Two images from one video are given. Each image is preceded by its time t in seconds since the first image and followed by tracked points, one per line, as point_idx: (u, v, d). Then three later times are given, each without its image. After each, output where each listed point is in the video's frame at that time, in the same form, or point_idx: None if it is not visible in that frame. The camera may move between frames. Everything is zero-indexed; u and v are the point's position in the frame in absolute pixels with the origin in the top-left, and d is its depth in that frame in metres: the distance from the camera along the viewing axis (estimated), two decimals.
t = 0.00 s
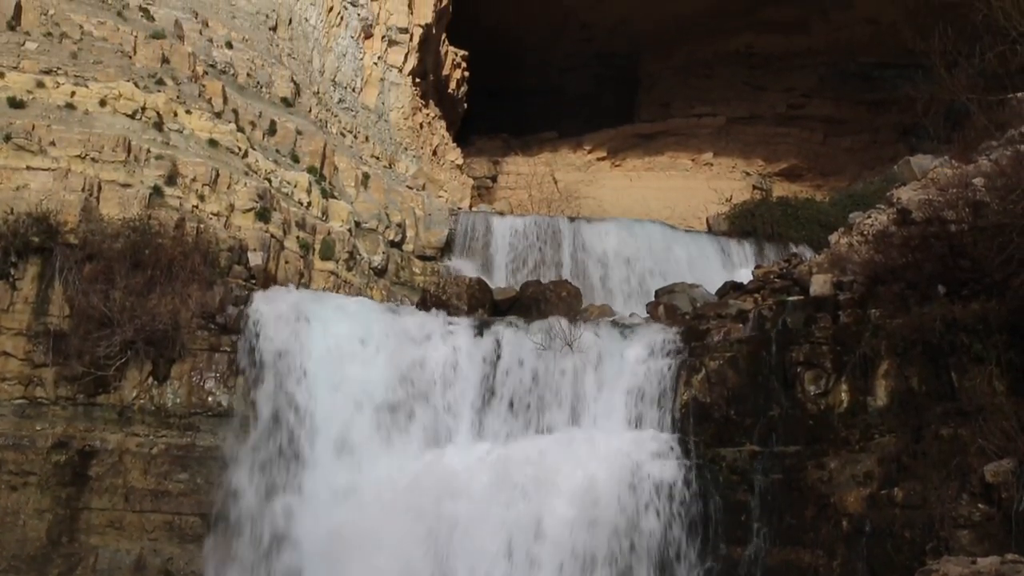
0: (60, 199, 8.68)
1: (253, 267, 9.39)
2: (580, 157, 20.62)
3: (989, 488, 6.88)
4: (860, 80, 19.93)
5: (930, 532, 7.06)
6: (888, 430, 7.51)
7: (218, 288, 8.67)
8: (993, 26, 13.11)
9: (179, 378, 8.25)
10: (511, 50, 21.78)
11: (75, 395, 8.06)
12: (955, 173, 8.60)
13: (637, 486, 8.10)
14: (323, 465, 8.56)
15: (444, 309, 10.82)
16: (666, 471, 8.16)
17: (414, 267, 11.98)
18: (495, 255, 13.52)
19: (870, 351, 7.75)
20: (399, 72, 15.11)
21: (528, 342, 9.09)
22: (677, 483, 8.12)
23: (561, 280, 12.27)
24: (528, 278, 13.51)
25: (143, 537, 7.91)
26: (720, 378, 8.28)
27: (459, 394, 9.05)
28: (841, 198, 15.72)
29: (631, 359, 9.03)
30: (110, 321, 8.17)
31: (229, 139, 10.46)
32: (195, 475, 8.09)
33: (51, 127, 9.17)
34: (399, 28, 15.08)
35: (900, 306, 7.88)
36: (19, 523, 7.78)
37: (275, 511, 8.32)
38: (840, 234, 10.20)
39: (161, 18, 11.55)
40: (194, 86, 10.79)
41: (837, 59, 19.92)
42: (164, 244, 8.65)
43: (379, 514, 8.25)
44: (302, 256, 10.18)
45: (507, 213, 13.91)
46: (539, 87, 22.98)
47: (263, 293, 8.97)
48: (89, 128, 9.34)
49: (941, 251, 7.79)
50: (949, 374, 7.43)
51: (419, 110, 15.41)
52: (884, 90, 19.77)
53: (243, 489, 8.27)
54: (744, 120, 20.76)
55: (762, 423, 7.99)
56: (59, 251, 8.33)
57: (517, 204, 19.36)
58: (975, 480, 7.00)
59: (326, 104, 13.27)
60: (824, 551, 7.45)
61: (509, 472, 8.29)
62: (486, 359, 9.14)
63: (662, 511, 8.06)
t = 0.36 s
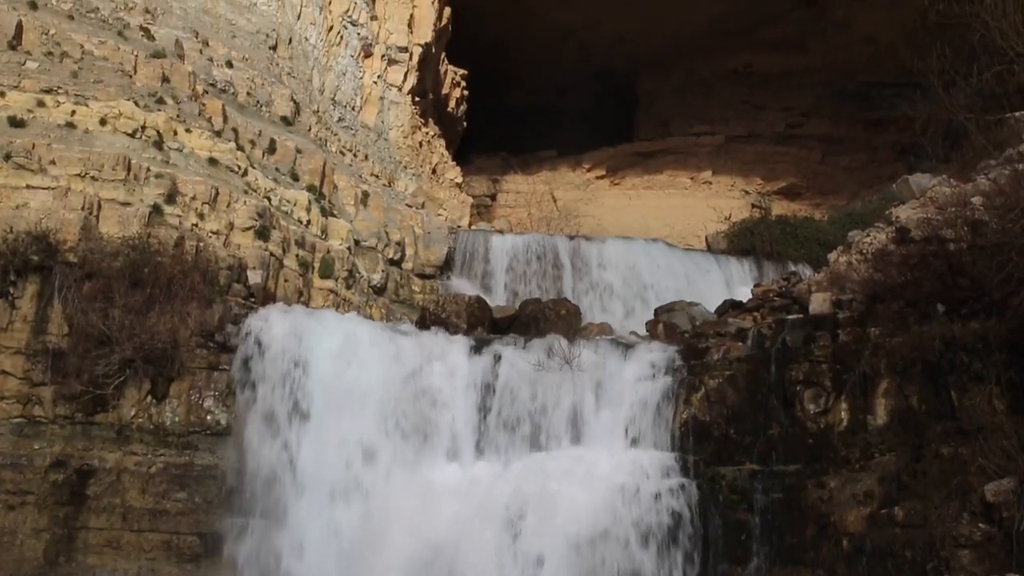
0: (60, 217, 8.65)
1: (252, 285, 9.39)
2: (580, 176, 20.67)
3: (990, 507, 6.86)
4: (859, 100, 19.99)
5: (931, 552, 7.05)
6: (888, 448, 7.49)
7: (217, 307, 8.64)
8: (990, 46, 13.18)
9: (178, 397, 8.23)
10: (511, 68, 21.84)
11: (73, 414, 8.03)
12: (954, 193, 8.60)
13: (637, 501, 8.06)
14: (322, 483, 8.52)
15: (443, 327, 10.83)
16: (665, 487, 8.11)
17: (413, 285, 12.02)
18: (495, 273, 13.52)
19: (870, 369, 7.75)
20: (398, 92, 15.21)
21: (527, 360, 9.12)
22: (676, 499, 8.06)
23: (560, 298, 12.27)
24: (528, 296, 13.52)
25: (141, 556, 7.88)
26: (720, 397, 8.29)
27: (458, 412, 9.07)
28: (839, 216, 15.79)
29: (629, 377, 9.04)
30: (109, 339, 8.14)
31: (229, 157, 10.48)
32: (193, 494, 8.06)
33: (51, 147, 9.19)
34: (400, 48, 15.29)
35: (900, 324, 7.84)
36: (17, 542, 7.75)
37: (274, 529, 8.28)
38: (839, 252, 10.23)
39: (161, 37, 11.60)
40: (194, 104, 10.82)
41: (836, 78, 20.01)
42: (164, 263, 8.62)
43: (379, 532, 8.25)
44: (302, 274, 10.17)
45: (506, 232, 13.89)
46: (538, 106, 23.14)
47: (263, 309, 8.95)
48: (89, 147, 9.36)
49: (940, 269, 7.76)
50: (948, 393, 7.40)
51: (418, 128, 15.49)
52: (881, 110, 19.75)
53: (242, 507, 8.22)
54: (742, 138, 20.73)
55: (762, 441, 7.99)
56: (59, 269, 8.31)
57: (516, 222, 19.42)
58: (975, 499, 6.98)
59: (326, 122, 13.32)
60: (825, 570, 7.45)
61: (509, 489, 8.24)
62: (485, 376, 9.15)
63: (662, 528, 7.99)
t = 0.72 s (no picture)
0: (60, 235, 8.65)
1: (252, 302, 9.37)
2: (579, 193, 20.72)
3: (991, 524, 6.86)
4: (858, 118, 20.08)
5: (932, 570, 7.02)
6: (888, 466, 7.49)
7: (216, 324, 8.58)
8: (987, 65, 13.27)
9: (177, 415, 8.22)
10: (511, 86, 21.93)
11: (72, 432, 8.00)
12: (953, 210, 8.62)
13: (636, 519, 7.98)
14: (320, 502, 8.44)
15: (442, 344, 10.78)
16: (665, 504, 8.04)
17: (413, 302, 12.03)
18: (495, 291, 13.50)
19: (870, 387, 7.74)
20: (397, 109, 15.17)
21: (527, 376, 9.03)
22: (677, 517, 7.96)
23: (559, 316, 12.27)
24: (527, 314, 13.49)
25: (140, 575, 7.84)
26: (719, 414, 8.27)
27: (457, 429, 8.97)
28: (838, 233, 15.84)
29: (629, 394, 8.98)
30: (108, 357, 8.13)
31: (229, 175, 10.51)
32: (191, 512, 8.02)
33: (51, 164, 9.20)
34: (399, 66, 15.22)
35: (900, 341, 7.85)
36: (15, 560, 7.73)
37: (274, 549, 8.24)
38: (840, 269, 10.22)
39: (162, 56, 11.67)
40: (194, 122, 10.86)
41: (834, 96, 20.11)
42: (164, 280, 8.60)
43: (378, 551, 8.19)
44: (301, 291, 10.15)
45: (505, 248, 13.88)
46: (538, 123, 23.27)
47: (261, 327, 8.91)
48: (90, 164, 9.40)
49: (939, 286, 7.83)
50: (948, 410, 7.43)
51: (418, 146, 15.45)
52: (880, 128, 19.91)
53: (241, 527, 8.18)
54: (741, 156, 20.79)
55: (762, 458, 7.97)
56: (58, 287, 8.31)
57: (516, 239, 19.46)
58: (976, 517, 6.99)
59: (326, 139, 13.36)
60: None
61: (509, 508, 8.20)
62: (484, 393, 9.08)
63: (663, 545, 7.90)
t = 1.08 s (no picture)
0: (60, 252, 8.61)
1: (252, 319, 9.38)
2: (579, 210, 20.77)
3: (994, 543, 6.75)
4: (856, 134, 20.15)
5: None
6: (890, 483, 7.49)
7: (216, 341, 8.56)
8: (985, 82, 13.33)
9: (176, 432, 8.18)
10: (511, 102, 22.00)
11: (71, 449, 7.98)
12: (952, 226, 8.89)
13: (637, 540, 8.00)
14: (318, 520, 8.35)
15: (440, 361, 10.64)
16: (666, 525, 8.03)
17: (413, 319, 12.06)
18: (494, 308, 13.48)
19: (870, 404, 7.74)
20: (398, 126, 15.25)
21: (527, 395, 9.00)
22: (678, 537, 7.96)
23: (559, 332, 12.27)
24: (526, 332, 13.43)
25: None
26: (720, 431, 8.23)
27: (456, 447, 8.90)
28: (837, 249, 15.90)
29: (629, 412, 8.96)
30: (107, 374, 8.09)
31: (230, 192, 10.53)
32: (191, 529, 7.98)
33: (51, 181, 9.18)
34: (399, 83, 15.32)
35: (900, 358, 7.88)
36: None
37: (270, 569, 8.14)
38: (840, 285, 10.27)
39: (163, 73, 11.71)
40: (195, 139, 10.92)
41: (833, 113, 20.18)
42: (164, 296, 8.57)
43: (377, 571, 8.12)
44: (301, 308, 10.13)
45: (505, 265, 13.88)
46: (538, 140, 23.36)
47: (260, 343, 8.79)
48: (91, 182, 9.37)
49: (939, 303, 7.92)
50: (949, 427, 7.40)
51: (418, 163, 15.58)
52: (879, 144, 19.94)
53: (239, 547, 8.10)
54: (740, 172, 20.87)
55: (762, 475, 7.96)
56: (58, 304, 8.26)
57: (516, 256, 19.49)
58: (978, 534, 6.90)
59: (326, 156, 13.39)
60: None
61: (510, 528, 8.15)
62: (484, 411, 9.02)
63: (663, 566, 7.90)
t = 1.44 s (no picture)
0: (60, 268, 8.59)
1: (252, 335, 9.37)
2: (579, 226, 20.79)
3: (996, 559, 6.69)
4: (855, 151, 20.20)
5: None
6: (892, 500, 7.47)
7: (216, 357, 8.58)
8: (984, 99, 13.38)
9: (175, 449, 8.15)
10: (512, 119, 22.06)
11: (71, 467, 7.94)
12: (952, 242, 8.91)
13: (635, 556, 8.00)
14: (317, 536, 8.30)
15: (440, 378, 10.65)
16: (666, 542, 8.04)
17: (414, 335, 12.05)
18: (495, 325, 13.47)
19: (871, 420, 7.74)
20: (399, 143, 15.32)
21: (527, 411, 9.01)
22: (678, 554, 7.98)
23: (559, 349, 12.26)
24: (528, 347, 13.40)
25: None
26: (720, 447, 8.21)
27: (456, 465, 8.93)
28: (837, 266, 15.95)
29: (630, 428, 8.95)
30: (107, 391, 8.07)
31: (230, 209, 10.55)
32: (190, 547, 7.98)
33: (52, 199, 9.16)
34: (399, 100, 15.35)
35: (901, 374, 7.88)
36: None
37: None
38: (840, 301, 10.26)
39: (164, 90, 11.75)
40: (196, 156, 10.95)
41: (832, 130, 20.24)
42: (164, 313, 8.57)
43: None
44: (300, 324, 10.11)
45: (505, 282, 13.87)
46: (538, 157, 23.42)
47: (262, 360, 8.87)
48: (92, 199, 9.35)
49: (939, 319, 7.92)
50: (950, 443, 7.38)
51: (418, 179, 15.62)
52: (878, 161, 20.01)
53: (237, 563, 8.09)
54: (741, 188, 20.80)
55: (763, 492, 7.91)
56: (58, 321, 8.23)
57: (516, 272, 19.49)
58: (981, 551, 6.83)
59: (326, 173, 13.42)
60: None
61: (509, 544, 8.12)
62: (484, 428, 9.05)
63: None
